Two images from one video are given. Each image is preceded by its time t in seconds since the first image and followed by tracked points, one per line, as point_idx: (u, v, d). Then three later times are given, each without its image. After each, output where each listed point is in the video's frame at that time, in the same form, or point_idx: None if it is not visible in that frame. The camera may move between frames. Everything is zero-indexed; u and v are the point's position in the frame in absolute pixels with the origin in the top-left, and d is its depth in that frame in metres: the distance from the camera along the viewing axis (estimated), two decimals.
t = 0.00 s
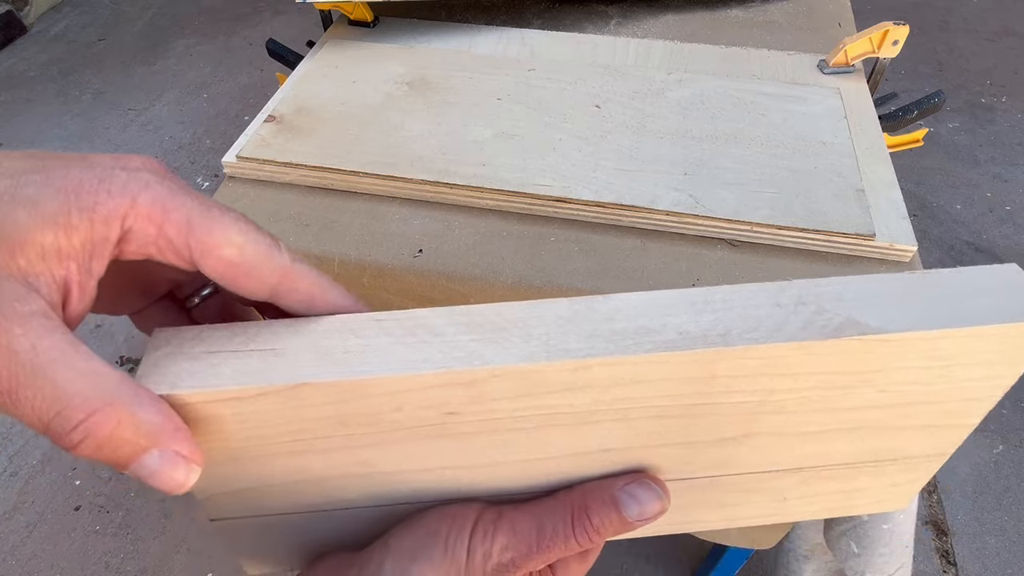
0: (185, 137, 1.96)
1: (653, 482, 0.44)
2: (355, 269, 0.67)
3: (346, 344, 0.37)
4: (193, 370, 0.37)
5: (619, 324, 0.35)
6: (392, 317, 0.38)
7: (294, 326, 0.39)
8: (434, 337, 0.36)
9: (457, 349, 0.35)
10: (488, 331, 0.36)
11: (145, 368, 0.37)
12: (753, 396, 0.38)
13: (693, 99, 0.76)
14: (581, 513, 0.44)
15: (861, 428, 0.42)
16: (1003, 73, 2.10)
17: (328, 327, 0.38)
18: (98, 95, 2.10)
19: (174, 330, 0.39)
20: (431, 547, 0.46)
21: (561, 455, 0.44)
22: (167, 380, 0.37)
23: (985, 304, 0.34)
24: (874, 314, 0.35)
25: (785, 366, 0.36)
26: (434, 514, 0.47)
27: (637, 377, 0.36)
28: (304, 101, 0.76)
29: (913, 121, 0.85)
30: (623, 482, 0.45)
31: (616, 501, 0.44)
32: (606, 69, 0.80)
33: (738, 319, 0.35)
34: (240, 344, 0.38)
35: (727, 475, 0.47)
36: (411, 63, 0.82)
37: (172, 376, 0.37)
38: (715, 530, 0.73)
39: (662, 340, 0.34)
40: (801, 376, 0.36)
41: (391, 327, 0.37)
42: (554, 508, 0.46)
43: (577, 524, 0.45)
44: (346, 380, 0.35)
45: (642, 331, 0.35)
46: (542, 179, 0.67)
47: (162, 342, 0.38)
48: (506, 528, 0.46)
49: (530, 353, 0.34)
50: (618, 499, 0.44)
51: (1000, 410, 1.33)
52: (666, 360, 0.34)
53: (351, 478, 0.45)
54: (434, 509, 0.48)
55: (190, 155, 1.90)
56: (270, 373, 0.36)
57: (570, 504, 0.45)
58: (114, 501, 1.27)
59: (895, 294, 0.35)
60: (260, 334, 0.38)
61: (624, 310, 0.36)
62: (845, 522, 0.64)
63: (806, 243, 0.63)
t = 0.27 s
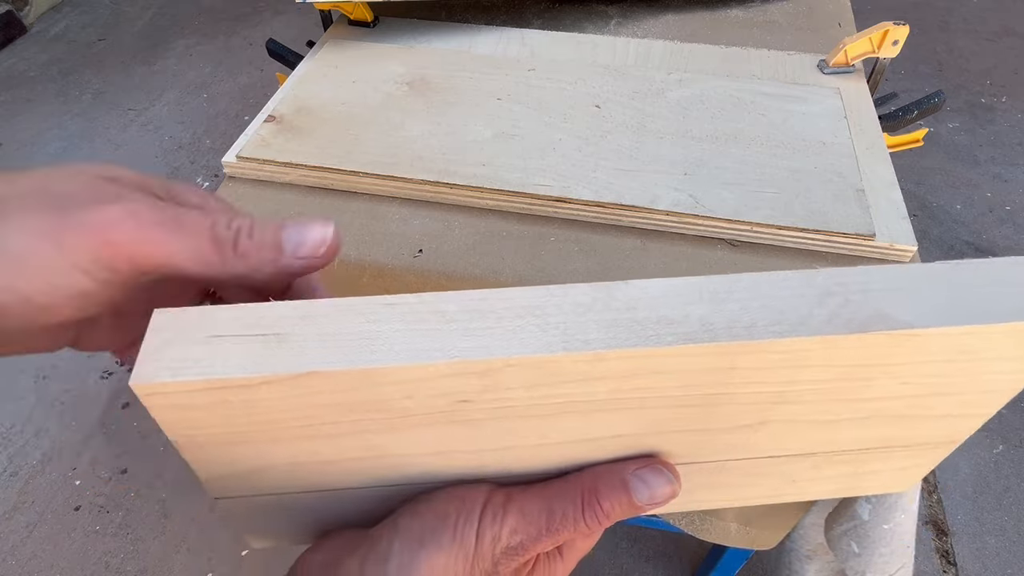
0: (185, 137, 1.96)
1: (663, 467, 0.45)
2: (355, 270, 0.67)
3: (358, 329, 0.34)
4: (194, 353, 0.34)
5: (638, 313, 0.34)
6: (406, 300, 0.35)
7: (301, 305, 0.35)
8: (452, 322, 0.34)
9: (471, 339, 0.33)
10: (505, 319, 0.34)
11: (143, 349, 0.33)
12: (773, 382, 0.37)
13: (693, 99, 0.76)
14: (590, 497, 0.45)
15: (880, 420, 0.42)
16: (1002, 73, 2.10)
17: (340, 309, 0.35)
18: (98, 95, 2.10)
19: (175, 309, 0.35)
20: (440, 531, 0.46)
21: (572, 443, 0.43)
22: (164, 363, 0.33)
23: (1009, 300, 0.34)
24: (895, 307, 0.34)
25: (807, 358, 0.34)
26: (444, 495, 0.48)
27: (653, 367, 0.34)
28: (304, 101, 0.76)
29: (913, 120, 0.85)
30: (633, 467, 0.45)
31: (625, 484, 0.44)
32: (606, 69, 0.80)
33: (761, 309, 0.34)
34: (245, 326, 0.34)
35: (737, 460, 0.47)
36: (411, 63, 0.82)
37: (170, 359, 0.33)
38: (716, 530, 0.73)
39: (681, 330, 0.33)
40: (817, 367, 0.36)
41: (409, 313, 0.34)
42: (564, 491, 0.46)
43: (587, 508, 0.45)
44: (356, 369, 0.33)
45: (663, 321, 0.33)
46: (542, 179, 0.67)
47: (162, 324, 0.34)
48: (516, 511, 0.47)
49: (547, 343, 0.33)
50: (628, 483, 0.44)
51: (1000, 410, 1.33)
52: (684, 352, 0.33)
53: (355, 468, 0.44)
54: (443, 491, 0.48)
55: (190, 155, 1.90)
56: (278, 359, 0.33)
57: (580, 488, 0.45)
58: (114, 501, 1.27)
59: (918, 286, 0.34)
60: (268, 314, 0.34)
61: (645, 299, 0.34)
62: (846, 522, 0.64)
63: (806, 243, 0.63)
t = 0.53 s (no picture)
0: (185, 137, 1.96)
1: (666, 450, 0.44)
2: (355, 270, 0.67)
3: (350, 306, 0.33)
4: (186, 330, 0.32)
5: (638, 291, 0.32)
6: (399, 278, 0.33)
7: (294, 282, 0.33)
8: (447, 300, 0.33)
9: (463, 317, 0.32)
10: (499, 297, 0.33)
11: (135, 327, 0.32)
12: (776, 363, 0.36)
13: (693, 99, 0.76)
14: (589, 477, 0.43)
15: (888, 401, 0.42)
16: (1002, 73, 2.10)
17: (333, 285, 0.33)
18: (98, 95, 2.10)
19: (166, 286, 0.33)
20: (438, 511, 0.45)
21: (574, 420, 0.43)
22: (159, 340, 0.32)
23: None
24: (907, 285, 0.32)
25: (811, 340, 0.33)
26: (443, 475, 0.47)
27: (651, 348, 0.33)
28: (304, 101, 0.76)
29: (913, 120, 0.85)
30: (635, 449, 0.44)
31: (626, 465, 0.43)
32: (606, 69, 0.80)
33: (766, 287, 0.32)
34: (236, 302, 0.33)
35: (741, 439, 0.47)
36: (411, 63, 0.82)
37: (164, 335, 0.32)
38: (716, 531, 0.75)
39: (681, 309, 0.32)
40: (826, 348, 0.35)
41: (403, 291, 0.33)
42: (564, 470, 0.45)
43: (586, 488, 0.44)
44: (349, 348, 0.32)
45: (662, 299, 0.32)
46: (542, 179, 0.67)
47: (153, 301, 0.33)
48: (515, 491, 0.45)
49: (541, 322, 0.32)
50: (629, 464, 0.43)
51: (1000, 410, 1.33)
52: (680, 331, 0.32)
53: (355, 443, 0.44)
54: (442, 471, 0.47)
55: (190, 155, 1.90)
56: (277, 336, 0.32)
57: (580, 468, 0.44)
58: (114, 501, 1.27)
59: (930, 263, 0.33)
60: (261, 291, 0.33)
61: (646, 276, 0.33)
62: (846, 522, 0.64)
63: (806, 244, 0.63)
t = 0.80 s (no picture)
0: (186, 137, 1.96)
1: (682, 484, 0.43)
2: (355, 269, 0.67)
3: (392, 339, 0.32)
4: (230, 351, 0.32)
5: (680, 337, 0.32)
6: (446, 311, 0.33)
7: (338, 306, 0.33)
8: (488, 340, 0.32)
9: (508, 357, 0.31)
10: (543, 337, 0.32)
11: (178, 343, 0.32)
12: (803, 406, 0.35)
13: (693, 99, 0.76)
14: (606, 504, 0.43)
15: (899, 450, 0.43)
16: (1002, 73, 2.10)
17: (379, 316, 0.33)
18: (98, 95, 2.10)
19: (211, 303, 0.33)
20: (459, 534, 0.45)
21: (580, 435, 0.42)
22: (199, 360, 0.31)
23: None
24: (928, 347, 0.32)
25: (843, 397, 0.33)
26: (465, 498, 0.46)
27: (683, 396, 0.33)
28: (304, 101, 0.76)
29: (913, 121, 0.85)
30: (651, 480, 0.43)
31: (642, 496, 0.42)
32: (606, 69, 0.80)
33: (801, 340, 0.32)
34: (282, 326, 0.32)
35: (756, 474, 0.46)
36: (411, 63, 0.82)
37: (206, 355, 0.31)
38: (716, 531, 0.74)
39: (718, 360, 0.31)
40: (854, 403, 0.34)
41: (449, 326, 0.32)
42: (583, 496, 0.44)
43: (601, 516, 0.43)
44: (389, 383, 0.31)
45: (701, 348, 0.32)
46: (542, 179, 0.67)
47: (198, 319, 0.32)
48: (532, 516, 0.45)
49: (584, 368, 0.31)
50: (645, 495, 0.42)
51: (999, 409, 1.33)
52: (714, 384, 0.31)
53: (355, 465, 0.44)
54: (465, 492, 0.47)
55: (190, 155, 1.90)
56: (316, 366, 0.31)
57: (598, 495, 0.44)
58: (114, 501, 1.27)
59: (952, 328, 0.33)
60: (307, 317, 0.33)
61: (687, 323, 0.33)
62: (847, 522, 0.64)
63: (806, 243, 0.63)
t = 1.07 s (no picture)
0: (186, 137, 1.96)
1: (672, 466, 0.43)
2: (355, 270, 0.67)
3: (396, 352, 0.32)
4: (239, 376, 0.31)
5: (676, 339, 0.32)
6: (445, 321, 0.32)
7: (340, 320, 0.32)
8: (491, 347, 0.32)
9: (511, 364, 0.31)
10: (544, 343, 0.32)
11: (184, 371, 0.31)
12: (801, 399, 0.35)
13: (693, 99, 0.76)
14: (600, 492, 0.43)
15: (904, 423, 0.43)
16: (1002, 73, 2.10)
17: (380, 330, 0.32)
18: (98, 95, 2.10)
19: (212, 327, 0.32)
20: (461, 536, 0.45)
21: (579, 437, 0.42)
22: (210, 387, 0.31)
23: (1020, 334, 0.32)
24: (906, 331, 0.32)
25: (825, 385, 0.33)
26: (463, 506, 0.47)
27: (681, 394, 0.33)
28: (304, 101, 0.76)
29: (913, 121, 0.85)
30: (641, 466, 0.43)
31: (633, 480, 0.42)
32: (606, 69, 0.80)
33: (791, 334, 0.32)
34: (286, 346, 0.32)
35: (742, 454, 0.47)
36: (411, 63, 0.82)
37: (216, 381, 0.31)
38: (715, 532, 0.74)
39: (715, 356, 0.31)
40: (837, 390, 0.34)
41: (450, 336, 0.32)
42: (576, 486, 0.44)
43: (596, 502, 0.43)
44: (399, 398, 0.30)
45: (698, 347, 0.32)
46: (542, 179, 0.67)
47: (203, 346, 0.32)
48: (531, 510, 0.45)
49: (584, 371, 0.31)
50: (636, 478, 0.42)
51: (1000, 409, 1.34)
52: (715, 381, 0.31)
53: (352, 471, 0.44)
54: (464, 500, 0.48)
55: (190, 155, 1.90)
56: (326, 385, 0.31)
57: (591, 483, 0.44)
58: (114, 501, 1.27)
59: (933, 314, 0.33)
60: (307, 334, 0.32)
61: (681, 323, 0.32)
62: (846, 523, 0.64)
63: (806, 243, 0.63)
